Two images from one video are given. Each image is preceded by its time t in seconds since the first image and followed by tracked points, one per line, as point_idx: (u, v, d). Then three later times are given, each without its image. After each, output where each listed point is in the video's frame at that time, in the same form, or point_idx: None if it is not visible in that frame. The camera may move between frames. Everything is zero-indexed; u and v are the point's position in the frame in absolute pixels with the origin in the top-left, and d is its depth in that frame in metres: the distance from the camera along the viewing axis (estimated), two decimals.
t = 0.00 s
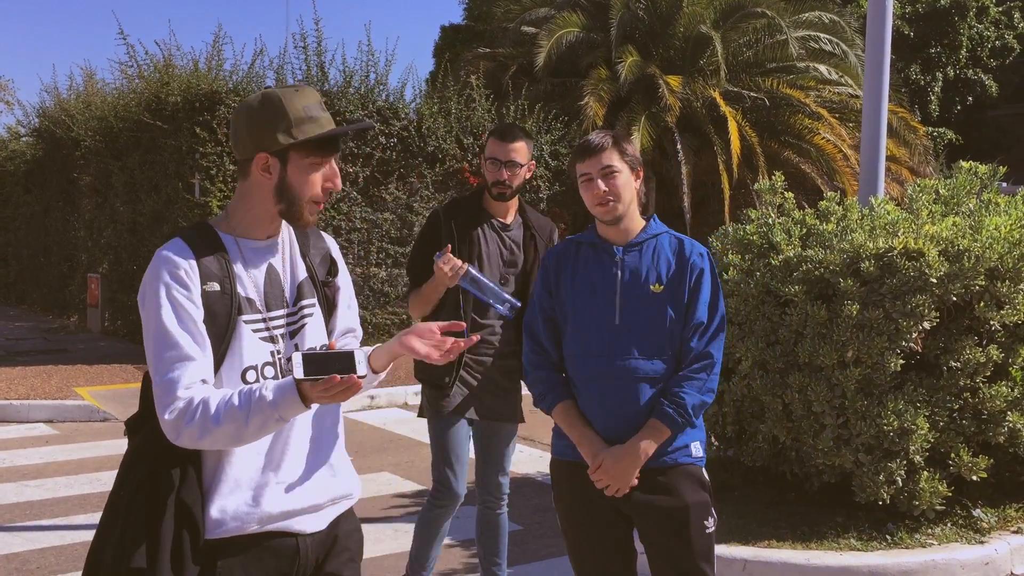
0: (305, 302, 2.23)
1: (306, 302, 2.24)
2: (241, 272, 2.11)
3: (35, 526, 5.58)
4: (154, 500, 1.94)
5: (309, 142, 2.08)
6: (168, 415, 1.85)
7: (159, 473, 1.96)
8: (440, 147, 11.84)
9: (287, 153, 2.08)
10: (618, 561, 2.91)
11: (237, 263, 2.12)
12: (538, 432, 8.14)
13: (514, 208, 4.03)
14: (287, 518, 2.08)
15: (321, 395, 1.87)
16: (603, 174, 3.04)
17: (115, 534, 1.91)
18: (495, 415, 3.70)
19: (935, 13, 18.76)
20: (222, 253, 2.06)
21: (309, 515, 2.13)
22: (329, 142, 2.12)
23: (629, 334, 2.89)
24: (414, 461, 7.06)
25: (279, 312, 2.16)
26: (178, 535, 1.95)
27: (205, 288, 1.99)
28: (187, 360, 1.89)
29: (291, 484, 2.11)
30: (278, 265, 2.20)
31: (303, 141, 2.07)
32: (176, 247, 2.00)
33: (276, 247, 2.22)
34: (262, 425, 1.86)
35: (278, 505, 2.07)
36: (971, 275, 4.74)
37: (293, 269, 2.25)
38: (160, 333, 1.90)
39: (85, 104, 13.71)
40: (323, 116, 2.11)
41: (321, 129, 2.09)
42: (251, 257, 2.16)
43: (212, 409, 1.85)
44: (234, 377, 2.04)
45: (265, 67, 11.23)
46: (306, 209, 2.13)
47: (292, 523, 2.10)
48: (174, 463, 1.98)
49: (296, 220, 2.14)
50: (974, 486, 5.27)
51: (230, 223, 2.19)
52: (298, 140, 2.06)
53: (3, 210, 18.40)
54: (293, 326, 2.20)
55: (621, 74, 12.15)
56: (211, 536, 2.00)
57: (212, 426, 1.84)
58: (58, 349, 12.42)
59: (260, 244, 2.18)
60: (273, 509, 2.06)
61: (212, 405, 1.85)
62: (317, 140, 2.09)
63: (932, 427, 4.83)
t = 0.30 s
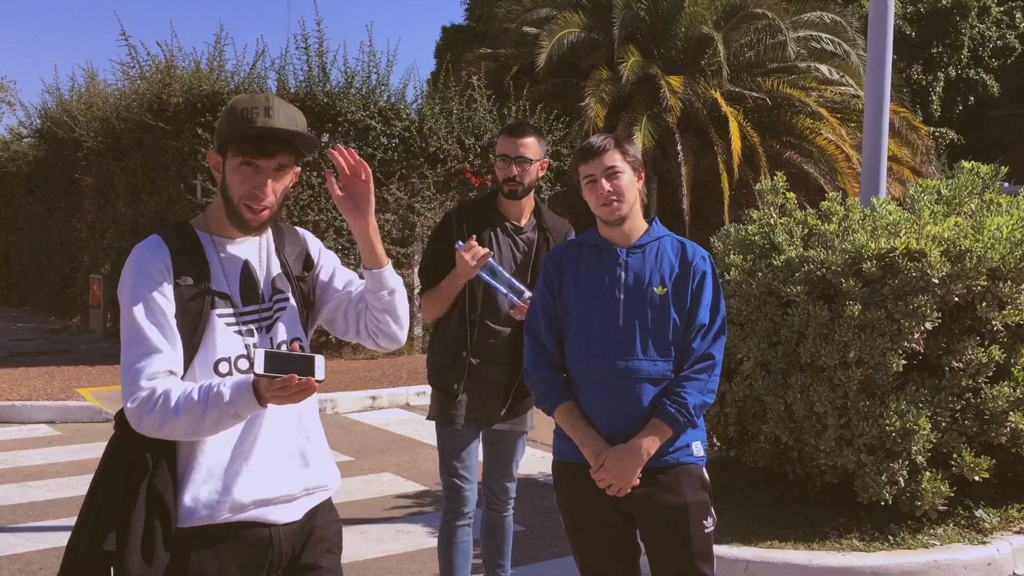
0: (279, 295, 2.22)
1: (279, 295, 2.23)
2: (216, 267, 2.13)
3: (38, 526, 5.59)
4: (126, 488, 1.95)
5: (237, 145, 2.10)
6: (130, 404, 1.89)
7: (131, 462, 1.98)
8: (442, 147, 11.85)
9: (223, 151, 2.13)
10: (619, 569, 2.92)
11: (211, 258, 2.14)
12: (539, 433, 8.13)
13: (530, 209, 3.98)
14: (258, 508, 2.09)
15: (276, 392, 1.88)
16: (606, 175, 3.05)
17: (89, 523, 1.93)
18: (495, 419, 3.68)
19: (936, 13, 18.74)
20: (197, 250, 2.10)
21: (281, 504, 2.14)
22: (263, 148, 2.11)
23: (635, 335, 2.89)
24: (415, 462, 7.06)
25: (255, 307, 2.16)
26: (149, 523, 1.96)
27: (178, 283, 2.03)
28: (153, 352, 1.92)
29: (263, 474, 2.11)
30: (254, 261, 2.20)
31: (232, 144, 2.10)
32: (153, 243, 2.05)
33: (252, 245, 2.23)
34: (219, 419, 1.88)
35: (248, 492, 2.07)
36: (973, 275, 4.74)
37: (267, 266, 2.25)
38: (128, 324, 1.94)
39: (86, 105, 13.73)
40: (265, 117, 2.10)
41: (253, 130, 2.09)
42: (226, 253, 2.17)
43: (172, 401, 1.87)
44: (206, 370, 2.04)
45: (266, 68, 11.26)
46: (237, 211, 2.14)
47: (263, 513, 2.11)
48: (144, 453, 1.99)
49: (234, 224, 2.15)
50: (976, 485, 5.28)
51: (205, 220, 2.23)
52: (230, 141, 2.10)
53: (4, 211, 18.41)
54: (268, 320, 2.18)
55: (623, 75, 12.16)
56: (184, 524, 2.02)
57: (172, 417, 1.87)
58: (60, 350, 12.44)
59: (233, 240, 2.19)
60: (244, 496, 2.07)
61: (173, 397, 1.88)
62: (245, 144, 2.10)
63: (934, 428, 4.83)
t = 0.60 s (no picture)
0: (263, 293, 2.23)
1: (264, 293, 2.23)
2: (201, 266, 2.17)
3: (36, 528, 5.58)
4: (102, 480, 2.03)
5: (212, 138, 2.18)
6: (109, 398, 1.98)
7: (112, 455, 2.06)
8: (440, 149, 11.86)
9: (207, 144, 2.21)
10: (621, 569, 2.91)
11: (198, 257, 2.18)
12: (538, 434, 8.12)
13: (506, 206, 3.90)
14: (232, 504, 2.12)
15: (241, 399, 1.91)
16: (632, 176, 3.03)
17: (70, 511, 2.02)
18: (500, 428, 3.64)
19: (934, 15, 18.75)
20: (183, 248, 2.15)
21: (258, 500, 2.15)
22: (240, 132, 2.19)
23: (635, 335, 2.90)
24: (413, 463, 7.06)
25: (241, 305, 2.18)
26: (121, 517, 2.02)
27: (161, 282, 2.09)
28: (133, 350, 2.00)
29: (238, 471, 2.12)
30: (243, 259, 2.23)
31: (211, 135, 2.18)
32: (141, 244, 2.12)
33: (241, 244, 2.25)
34: (185, 418, 1.94)
35: (221, 490, 2.10)
36: (971, 277, 4.75)
37: (255, 263, 2.26)
38: (112, 322, 2.03)
39: (85, 106, 13.73)
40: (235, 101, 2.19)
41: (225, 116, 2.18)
42: (214, 252, 2.20)
43: (144, 397, 1.95)
44: (188, 367, 2.10)
45: (265, 69, 11.26)
46: (221, 201, 2.18)
47: (239, 509, 2.13)
48: (123, 443, 2.07)
49: (217, 214, 2.19)
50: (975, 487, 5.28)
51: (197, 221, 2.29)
52: (210, 131, 2.19)
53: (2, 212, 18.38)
54: (254, 317, 2.20)
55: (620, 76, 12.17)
56: (159, 517, 2.08)
57: (144, 414, 1.94)
58: (58, 351, 12.43)
59: (222, 238, 2.23)
60: (216, 493, 2.09)
61: (146, 393, 1.95)
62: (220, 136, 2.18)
63: (932, 429, 4.83)
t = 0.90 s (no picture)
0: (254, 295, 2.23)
1: (255, 295, 2.23)
2: (196, 267, 2.17)
3: (30, 531, 5.56)
4: (92, 482, 2.04)
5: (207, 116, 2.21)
6: (95, 396, 2.00)
7: (104, 459, 2.07)
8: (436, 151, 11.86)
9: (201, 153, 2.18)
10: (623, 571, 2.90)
11: (194, 260, 2.17)
12: (533, 436, 8.11)
13: (469, 203, 3.81)
14: (222, 505, 2.11)
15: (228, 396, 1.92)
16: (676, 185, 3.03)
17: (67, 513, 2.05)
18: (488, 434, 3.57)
19: (929, 17, 18.76)
20: (179, 248, 2.15)
21: (248, 501, 2.14)
22: (234, 146, 2.13)
23: (644, 338, 2.91)
24: (409, 465, 7.05)
25: (232, 307, 2.18)
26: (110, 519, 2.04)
27: (155, 282, 2.09)
28: (120, 348, 2.01)
29: (228, 472, 2.11)
30: (237, 261, 2.23)
31: (204, 143, 2.16)
32: (135, 243, 2.12)
33: (238, 244, 2.25)
34: (166, 415, 1.94)
35: (211, 491, 2.08)
36: (966, 278, 4.73)
37: (250, 263, 2.25)
38: (103, 320, 2.04)
39: (79, 108, 13.71)
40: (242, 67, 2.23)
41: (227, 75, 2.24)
42: (210, 253, 2.20)
43: (130, 393, 1.96)
44: (179, 367, 2.09)
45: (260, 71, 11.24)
46: (207, 210, 2.15)
47: (229, 510, 2.12)
48: (118, 445, 2.08)
49: (204, 221, 2.16)
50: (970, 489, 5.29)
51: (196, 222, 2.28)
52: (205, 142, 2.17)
53: None
54: (245, 321, 2.20)
55: (616, 78, 12.17)
56: (150, 516, 2.08)
57: (128, 410, 1.95)
58: (52, 353, 12.40)
59: (218, 242, 2.21)
60: (204, 494, 2.08)
61: (130, 389, 1.96)
62: (225, 99, 2.25)
63: (927, 431, 4.84)
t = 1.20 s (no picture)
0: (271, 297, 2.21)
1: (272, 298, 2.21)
2: (207, 268, 2.16)
3: (26, 533, 5.55)
4: (100, 490, 2.01)
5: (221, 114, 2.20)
6: (92, 390, 1.98)
7: (117, 461, 2.04)
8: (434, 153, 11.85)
9: (212, 149, 2.19)
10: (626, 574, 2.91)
11: (205, 261, 2.17)
12: (531, 439, 8.11)
13: (451, 204, 3.73)
14: (236, 511, 2.09)
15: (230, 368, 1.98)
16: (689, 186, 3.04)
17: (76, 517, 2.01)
18: (454, 441, 3.48)
19: (927, 20, 18.77)
20: (190, 249, 2.15)
21: (263, 507, 2.13)
22: (242, 129, 2.15)
23: (657, 339, 2.92)
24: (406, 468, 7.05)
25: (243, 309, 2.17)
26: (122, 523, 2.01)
27: (164, 283, 2.08)
28: (122, 347, 2.00)
29: (243, 478, 2.10)
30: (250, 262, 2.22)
31: (213, 139, 2.17)
32: (147, 243, 2.13)
33: (250, 245, 2.24)
34: (178, 399, 1.94)
35: (227, 495, 2.07)
36: (963, 282, 4.73)
37: (265, 266, 2.25)
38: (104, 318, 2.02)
39: (77, 110, 13.70)
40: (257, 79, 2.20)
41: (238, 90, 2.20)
42: (222, 253, 2.19)
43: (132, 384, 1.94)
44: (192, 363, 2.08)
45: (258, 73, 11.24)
46: (229, 202, 2.15)
47: (244, 516, 2.11)
48: (127, 450, 2.06)
49: (226, 214, 2.16)
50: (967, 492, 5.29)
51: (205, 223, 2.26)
52: (215, 135, 2.18)
53: None
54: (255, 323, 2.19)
55: (613, 81, 12.17)
56: (162, 521, 2.07)
57: (132, 400, 1.94)
58: (49, 355, 12.38)
59: (230, 240, 2.21)
60: (220, 499, 2.07)
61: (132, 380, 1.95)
62: (235, 100, 2.20)
63: (924, 434, 4.84)
